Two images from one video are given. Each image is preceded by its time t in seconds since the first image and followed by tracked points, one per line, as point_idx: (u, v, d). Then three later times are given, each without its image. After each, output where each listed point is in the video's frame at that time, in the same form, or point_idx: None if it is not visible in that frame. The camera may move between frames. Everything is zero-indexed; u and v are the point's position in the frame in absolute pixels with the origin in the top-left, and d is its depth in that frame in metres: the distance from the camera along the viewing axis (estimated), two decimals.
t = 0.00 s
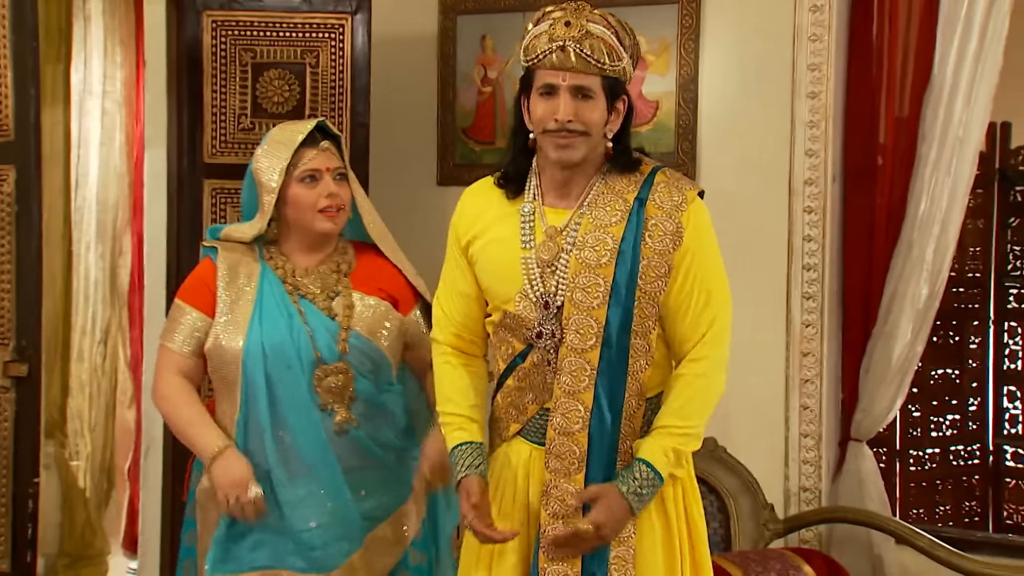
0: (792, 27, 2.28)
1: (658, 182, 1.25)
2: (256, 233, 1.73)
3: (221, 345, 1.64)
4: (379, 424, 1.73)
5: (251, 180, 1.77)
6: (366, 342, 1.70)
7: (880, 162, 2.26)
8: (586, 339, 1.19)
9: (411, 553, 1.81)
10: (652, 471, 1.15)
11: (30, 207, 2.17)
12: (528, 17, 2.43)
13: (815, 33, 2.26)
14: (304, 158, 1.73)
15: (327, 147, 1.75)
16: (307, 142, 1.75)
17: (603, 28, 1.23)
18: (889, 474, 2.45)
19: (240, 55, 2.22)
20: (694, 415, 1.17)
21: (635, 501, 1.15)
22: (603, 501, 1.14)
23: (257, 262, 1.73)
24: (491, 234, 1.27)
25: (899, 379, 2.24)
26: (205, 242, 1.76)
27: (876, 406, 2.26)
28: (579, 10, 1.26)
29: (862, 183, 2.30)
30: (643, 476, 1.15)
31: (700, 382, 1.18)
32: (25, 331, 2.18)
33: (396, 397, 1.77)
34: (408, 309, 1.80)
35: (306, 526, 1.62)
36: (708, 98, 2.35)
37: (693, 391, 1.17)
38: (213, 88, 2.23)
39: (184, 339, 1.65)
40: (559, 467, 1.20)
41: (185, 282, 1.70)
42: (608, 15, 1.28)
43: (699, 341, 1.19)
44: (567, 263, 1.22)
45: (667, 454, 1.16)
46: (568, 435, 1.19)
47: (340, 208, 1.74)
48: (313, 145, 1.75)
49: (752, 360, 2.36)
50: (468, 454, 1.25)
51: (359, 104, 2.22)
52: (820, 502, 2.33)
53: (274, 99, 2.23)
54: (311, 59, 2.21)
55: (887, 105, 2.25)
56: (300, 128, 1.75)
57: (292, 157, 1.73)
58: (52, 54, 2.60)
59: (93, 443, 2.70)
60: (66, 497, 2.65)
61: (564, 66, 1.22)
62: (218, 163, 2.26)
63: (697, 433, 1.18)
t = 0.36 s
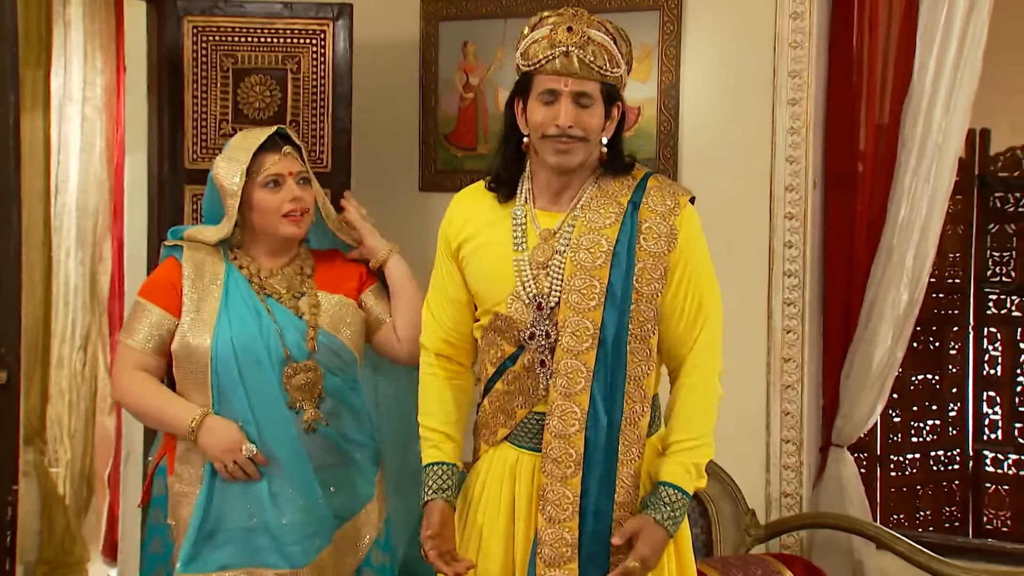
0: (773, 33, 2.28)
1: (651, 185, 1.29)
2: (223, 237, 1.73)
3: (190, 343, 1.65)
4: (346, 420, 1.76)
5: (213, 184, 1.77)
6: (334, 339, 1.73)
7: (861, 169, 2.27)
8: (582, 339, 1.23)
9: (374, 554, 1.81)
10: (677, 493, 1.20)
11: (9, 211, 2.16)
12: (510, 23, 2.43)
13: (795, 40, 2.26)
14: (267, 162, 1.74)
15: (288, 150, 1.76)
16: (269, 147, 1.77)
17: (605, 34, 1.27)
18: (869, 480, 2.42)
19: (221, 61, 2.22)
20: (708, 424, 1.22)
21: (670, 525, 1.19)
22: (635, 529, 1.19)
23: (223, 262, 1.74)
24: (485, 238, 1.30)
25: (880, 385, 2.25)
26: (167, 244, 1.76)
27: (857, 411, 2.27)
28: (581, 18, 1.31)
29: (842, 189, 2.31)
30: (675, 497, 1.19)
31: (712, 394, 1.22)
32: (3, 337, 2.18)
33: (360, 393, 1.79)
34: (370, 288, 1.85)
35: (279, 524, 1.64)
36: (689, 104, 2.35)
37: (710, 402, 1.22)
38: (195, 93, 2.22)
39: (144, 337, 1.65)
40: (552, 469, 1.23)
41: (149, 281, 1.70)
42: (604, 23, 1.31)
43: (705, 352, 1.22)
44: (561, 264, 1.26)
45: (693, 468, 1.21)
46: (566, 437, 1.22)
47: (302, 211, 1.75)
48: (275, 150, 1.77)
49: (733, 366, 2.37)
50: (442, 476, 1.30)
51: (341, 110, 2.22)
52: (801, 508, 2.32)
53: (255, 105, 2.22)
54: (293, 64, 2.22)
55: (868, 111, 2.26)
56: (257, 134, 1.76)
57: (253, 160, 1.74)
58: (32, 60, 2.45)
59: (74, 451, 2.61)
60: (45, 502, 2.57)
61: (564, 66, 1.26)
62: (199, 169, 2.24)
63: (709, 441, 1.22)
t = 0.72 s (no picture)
0: (775, 36, 2.28)
1: (643, 202, 1.21)
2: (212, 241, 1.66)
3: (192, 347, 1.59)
4: (344, 423, 1.74)
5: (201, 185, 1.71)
6: (330, 343, 1.71)
7: (864, 172, 2.26)
8: (574, 355, 1.19)
9: (367, 557, 1.81)
10: (684, 506, 1.13)
11: (12, 213, 2.17)
12: (513, 26, 2.43)
13: (798, 42, 2.25)
14: (261, 167, 1.69)
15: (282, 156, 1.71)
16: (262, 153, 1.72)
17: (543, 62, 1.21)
18: (871, 483, 2.41)
19: (224, 64, 2.21)
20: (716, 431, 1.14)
21: (677, 537, 1.13)
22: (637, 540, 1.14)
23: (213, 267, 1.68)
24: (502, 250, 1.30)
25: (882, 388, 2.25)
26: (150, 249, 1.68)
27: (860, 414, 2.27)
28: (540, 47, 1.25)
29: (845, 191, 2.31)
30: (682, 512, 1.13)
31: (719, 400, 1.14)
32: (7, 339, 2.18)
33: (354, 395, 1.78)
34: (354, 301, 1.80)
35: (285, 527, 1.62)
36: (692, 106, 2.36)
37: (717, 409, 1.14)
38: (197, 95, 2.22)
39: (134, 344, 1.58)
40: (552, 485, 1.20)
41: (138, 286, 1.63)
42: (573, 42, 1.24)
43: (708, 360, 1.14)
44: (558, 276, 1.22)
45: (697, 479, 1.14)
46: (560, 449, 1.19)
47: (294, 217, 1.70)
48: (268, 155, 1.72)
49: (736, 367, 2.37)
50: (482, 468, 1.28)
51: (343, 112, 2.24)
52: (804, 511, 2.32)
53: (258, 108, 2.23)
54: (296, 67, 2.22)
55: (870, 114, 2.26)
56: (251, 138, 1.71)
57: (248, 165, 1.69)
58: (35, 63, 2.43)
59: (76, 454, 2.59)
60: (48, 505, 2.56)
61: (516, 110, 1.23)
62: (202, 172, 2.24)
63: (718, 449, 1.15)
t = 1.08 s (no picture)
0: (789, 35, 2.28)
1: (623, 204, 1.30)
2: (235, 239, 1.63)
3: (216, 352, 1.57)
4: (357, 425, 1.74)
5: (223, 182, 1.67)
6: (347, 347, 1.70)
7: (878, 171, 2.26)
8: (563, 346, 1.26)
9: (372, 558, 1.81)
10: (672, 486, 1.21)
11: (27, 214, 2.20)
12: (526, 26, 2.44)
13: (812, 41, 2.25)
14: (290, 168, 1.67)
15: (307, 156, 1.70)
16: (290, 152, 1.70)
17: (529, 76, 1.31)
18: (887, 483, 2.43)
19: (238, 64, 2.22)
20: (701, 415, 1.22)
21: (670, 516, 1.21)
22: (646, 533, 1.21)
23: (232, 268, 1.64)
24: (494, 253, 1.41)
25: (897, 387, 2.24)
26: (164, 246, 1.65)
27: (874, 414, 2.26)
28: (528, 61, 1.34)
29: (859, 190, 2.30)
30: (674, 493, 1.21)
31: (704, 386, 1.23)
32: (23, 339, 2.20)
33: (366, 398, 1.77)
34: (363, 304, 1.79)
35: (308, 531, 1.61)
36: (705, 105, 2.35)
37: (702, 393, 1.22)
38: (211, 95, 2.23)
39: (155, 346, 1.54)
40: (543, 467, 1.27)
41: (153, 286, 1.59)
42: (560, 57, 1.33)
43: (690, 349, 1.22)
44: (545, 276, 1.32)
45: (686, 460, 1.22)
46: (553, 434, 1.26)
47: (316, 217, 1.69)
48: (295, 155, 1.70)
49: (750, 367, 2.36)
50: (485, 451, 1.40)
51: (357, 112, 2.24)
52: (818, 510, 2.32)
53: (272, 107, 2.23)
54: (309, 67, 2.23)
55: (885, 114, 2.25)
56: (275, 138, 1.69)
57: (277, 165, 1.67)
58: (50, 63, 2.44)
59: (90, 453, 2.58)
60: (63, 503, 2.54)
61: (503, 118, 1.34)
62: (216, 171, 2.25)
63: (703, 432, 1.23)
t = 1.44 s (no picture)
0: (818, 35, 2.27)
1: (665, 202, 1.43)
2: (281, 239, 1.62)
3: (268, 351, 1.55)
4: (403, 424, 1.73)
5: (264, 184, 1.65)
6: (393, 345, 1.70)
7: (907, 171, 2.25)
8: (593, 340, 1.41)
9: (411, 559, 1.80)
10: (655, 416, 1.30)
11: (58, 214, 2.22)
12: (553, 26, 2.43)
13: (841, 40, 2.25)
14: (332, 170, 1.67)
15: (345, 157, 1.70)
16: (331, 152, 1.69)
17: (589, 83, 1.40)
18: (915, 484, 2.40)
19: (267, 64, 2.23)
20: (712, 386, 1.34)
21: (637, 436, 1.30)
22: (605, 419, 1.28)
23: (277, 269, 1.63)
24: (522, 246, 1.47)
25: (926, 388, 2.23)
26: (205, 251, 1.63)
27: (904, 415, 2.25)
28: (572, 67, 1.42)
29: (888, 190, 2.29)
30: (650, 417, 1.30)
31: (720, 362, 1.35)
32: (53, 339, 2.22)
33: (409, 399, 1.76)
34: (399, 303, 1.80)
35: (367, 528, 1.60)
36: (733, 105, 2.35)
37: (715, 367, 1.35)
38: (240, 96, 2.24)
39: (208, 342, 1.51)
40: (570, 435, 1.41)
41: (203, 291, 1.57)
42: (606, 63, 1.43)
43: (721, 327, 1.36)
44: (580, 272, 1.42)
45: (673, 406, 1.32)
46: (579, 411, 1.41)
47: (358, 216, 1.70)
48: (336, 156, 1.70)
49: (778, 368, 2.35)
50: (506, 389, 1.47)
51: (385, 112, 2.24)
52: (847, 511, 2.31)
53: (301, 107, 2.24)
54: (337, 67, 2.23)
55: (915, 113, 2.24)
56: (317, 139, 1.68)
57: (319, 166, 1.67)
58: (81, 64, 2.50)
59: (121, 451, 2.58)
60: (93, 502, 2.59)
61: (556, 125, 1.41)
62: (245, 172, 2.26)
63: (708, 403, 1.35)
